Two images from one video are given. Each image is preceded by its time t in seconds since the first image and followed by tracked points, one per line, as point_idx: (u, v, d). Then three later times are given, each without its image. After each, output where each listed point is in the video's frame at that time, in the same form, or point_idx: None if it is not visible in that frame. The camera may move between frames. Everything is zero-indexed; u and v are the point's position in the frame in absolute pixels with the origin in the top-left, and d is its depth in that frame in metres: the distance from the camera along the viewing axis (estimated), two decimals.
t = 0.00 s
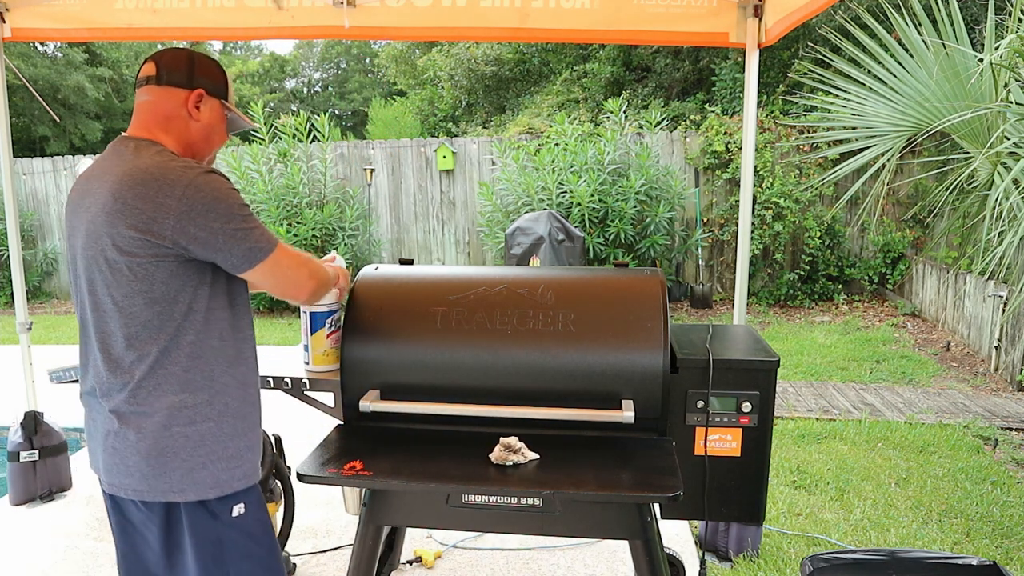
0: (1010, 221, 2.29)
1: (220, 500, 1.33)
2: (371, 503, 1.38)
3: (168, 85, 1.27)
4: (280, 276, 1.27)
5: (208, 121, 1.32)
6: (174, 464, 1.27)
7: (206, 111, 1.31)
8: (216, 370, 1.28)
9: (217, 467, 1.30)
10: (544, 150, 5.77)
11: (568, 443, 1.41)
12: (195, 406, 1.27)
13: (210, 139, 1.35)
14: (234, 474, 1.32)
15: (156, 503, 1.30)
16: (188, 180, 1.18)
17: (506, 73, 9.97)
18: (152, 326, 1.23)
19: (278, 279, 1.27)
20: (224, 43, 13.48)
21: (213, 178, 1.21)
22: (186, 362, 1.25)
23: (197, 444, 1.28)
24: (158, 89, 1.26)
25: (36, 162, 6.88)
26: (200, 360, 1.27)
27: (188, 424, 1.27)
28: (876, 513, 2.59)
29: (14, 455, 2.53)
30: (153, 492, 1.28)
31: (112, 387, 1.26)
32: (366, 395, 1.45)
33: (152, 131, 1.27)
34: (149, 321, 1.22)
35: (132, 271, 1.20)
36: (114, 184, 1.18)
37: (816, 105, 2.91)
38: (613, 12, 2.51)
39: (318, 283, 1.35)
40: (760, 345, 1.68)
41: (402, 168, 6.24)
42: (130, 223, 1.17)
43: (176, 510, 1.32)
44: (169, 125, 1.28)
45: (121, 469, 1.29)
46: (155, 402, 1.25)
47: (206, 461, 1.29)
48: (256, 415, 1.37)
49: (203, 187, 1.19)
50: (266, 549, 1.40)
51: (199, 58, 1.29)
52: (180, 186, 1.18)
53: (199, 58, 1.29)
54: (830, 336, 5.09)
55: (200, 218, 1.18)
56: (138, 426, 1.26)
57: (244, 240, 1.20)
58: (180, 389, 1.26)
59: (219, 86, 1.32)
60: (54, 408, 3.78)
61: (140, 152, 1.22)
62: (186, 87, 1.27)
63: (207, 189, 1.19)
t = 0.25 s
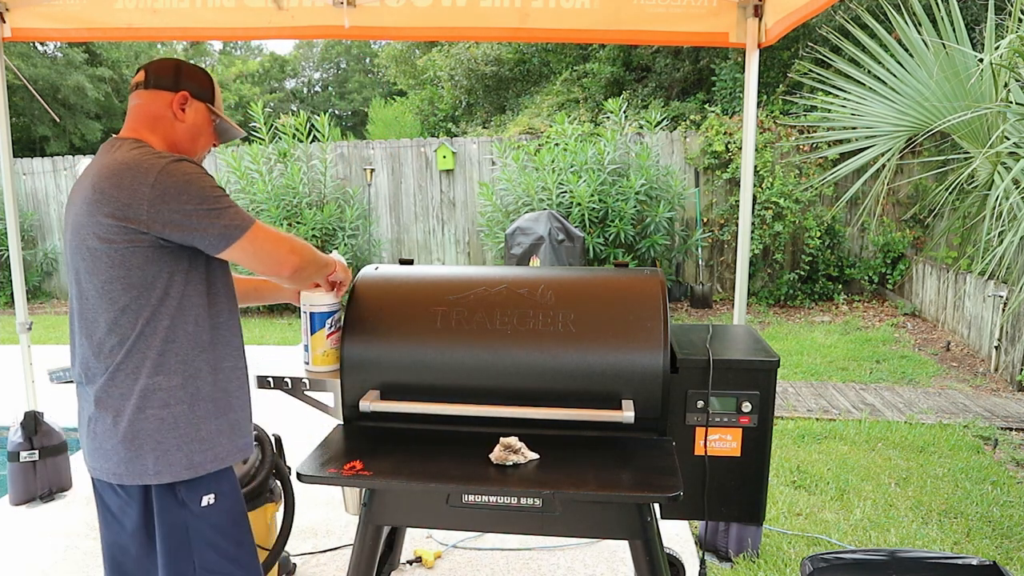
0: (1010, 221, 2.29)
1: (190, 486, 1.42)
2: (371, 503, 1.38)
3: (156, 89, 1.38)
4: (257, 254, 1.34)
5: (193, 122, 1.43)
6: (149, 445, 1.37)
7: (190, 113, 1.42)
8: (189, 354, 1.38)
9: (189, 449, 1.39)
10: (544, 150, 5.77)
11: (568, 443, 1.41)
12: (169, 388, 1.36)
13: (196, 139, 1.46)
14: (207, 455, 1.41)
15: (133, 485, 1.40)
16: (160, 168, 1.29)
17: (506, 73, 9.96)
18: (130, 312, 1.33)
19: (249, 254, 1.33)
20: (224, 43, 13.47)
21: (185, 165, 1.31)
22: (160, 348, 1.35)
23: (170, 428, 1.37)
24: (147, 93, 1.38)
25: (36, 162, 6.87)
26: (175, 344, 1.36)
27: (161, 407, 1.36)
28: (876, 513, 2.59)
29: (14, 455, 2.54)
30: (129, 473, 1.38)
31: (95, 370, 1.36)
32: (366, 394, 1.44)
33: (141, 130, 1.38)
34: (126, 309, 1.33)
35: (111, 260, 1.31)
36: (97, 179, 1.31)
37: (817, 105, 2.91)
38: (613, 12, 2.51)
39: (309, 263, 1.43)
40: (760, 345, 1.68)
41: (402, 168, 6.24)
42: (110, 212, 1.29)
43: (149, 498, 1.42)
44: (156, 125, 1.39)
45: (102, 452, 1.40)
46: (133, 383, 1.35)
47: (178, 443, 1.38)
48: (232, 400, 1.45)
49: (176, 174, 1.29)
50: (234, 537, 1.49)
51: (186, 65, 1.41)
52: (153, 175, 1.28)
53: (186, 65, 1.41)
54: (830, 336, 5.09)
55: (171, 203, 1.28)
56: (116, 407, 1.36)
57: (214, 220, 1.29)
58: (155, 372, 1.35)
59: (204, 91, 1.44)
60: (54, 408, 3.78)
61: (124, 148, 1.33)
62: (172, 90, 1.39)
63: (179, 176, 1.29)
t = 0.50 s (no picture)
0: (1010, 221, 2.29)
1: (186, 477, 1.42)
2: (371, 503, 1.38)
3: (149, 91, 1.39)
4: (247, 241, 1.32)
5: (186, 121, 1.43)
6: (145, 437, 1.36)
7: (183, 112, 1.42)
8: (183, 346, 1.38)
9: (184, 440, 1.39)
10: (544, 150, 5.77)
11: (569, 443, 1.41)
12: (163, 380, 1.36)
13: (190, 139, 1.45)
14: (203, 447, 1.40)
15: (129, 478, 1.40)
16: (148, 162, 1.29)
17: (506, 73, 9.96)
18: (124, 305, 1.33)
19: (239, 243, 1.31)
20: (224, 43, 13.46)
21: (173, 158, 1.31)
22: (154, 340, 1.35)
23: (165, 419, 1.37)
24: (140, 95, 1.39)
25: (36, 162, 6.87)
26: (168, 336, 1.36)
27: (156, 398, 1.36)
28: (876, 513, 2.59)
29: (14, 455, 2.53)
30: (125, 465, 1.38)
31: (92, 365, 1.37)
32: (366, 394, 1.44)
33: (134, 130, 1.39)
34: (120, 302, 1.33)
35: (104, 254, 1.32)
36: (90, 175, 1.32)
37: (817, 105, 2.91)
38: (613, 12, 2.51)
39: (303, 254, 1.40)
40: (760, 344, 1.68)
41: (402, 168, 6.24)
42: (101, 207, 1.30)
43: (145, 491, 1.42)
44: (149, 125, 1.39)
45: (99, 446, 1.40)
46: (127, 375, 1.35)
47: (173, 435, 1.38)
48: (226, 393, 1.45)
49: (164, 167, 1.29)
50: (231, 530, 1.49)
51: (178, 67, 1.41)
52: (141, 168, 1.29)
53: (179, 67, 1.41)
54: (830, 336, 5.09)
55: (160, 195, 1.28)
56: (111, 400, 1.36)
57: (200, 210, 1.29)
58: (149, 364, 1.35)
59: (197, 91, 1.43)
60: (54, 408, 3.78)
61: (115, 147, 1.33)
62: (164, 90, 1.39)
63: (167, 169, 1.29)
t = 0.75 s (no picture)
0: (1010, 221, 2.29)
1: (186, 474, 1.42)
2: (371, 502, 1.38)
3: (145, 91, 1.39)
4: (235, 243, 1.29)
5: (183, 121, 1.43)
6: (145, 434, 1.37)
7: (180, 112, 1.42)
8: (181, 343, 1.37)
9: (184, 438, 1.39)
10: (544, 150, 5.77)
11: (569, 443, 1.41)
12: (162, 377, 1.36)
13: (186, 138, 1.45)
14: (203, 443, 1.41)
15: (130, 475, 1.40)
16: (142, 161, 1.29)
17: (506, 73, 9.96)
18: (122, 303, 1.33)
19: (227, 246, 1.29)
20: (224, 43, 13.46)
21: (167, 156, 1.31)
22: (152, 337, 1.35)
23: (165, 416, 1.37)
24: (137, 94, 1.39)
25: (36, 162, 6.87)
26: (167, 333, 1.36)
27: (156, 395, 1.36)
28: (876, 513, 2.59)
29: (14, 455, 2.53)
30: (126, 463, 1.38)
31: (91, 364, 1.37)
32: (366, 394, 1.44)
33: (130, 130, 1.39)
34: (118, 301, 1.33)
35: (101, 253, 1.32)
36: (86, 175, 1.33)
37: (817, 105, 2.91)
38: (613, 12, 2.51)
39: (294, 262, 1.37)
40: (760, 344, 1.68)
41: (402, 168, 6.24)
42: (97, 206, 1.30)
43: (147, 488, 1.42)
44: (146, 125, 1.40)
45: (100, 443, 1.40)
46: (126, 373, 1.35)
47: (173, 431, 1.38)
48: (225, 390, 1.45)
49: (158, 166, 1.29)
50: (232, 526, 1.49)
51: (175, 67, 1.41)
52: (135, 166, 1.28)
53: (175, 67, 1.41)
54: (830, 336, 5.09)
55: (154, 193, 1.28)
56: (112, 399, 1.37)
57: (192, 208, 1.28)
58: (148, 362, 1.35)
59: (193, 90, 1.43)
60: (54, 408, 3.78)
61: (112, 146, 1.34)
62: (160, 90, 1.39)
63: (161, 167, 1.29)
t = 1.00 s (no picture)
0: (1010, 221, 2.29)
1: (182, 475, 1.42)
2: (371, 503, 1.38)
3: (145, 91, 1.39)
4: (232, 247, 1.30)
5: (182, 121, 1.43)
6: (140, 434, 1.37)
7: (179, 112, 1.42)
8: (177, 344, 1.37)
9: (179, 438, 1.39)
10: (544, 150, 5.76)
11: (569, 443, 1.41)
12: (158, 378, 1.36)
13: (186, 139, 1.45)
14: (199, 444, 1.41)
15: (125, 475, 1.40)
16: (137, 161, 1.29)
17: (506, 73, 9.96)
18: (118, 304, 1.33)
19: (221, 249, 1.29)
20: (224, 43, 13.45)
21: (162, 157, 1.31)
22: (148, 338, 1.35)
23: (161, 416, 1.37)
24: (136, 95, 1.39)
25: (36, 162, 6.87)
26: (163, 334, 1.36)
27: (151, 396, 1.36)
28: (876, 513, 2.59)
29: (14, 455, 2.53)
30: (121, 464, 1.38)
31: (87, 364, 1.38)
32: (366, 394, 1.44)
33: (129, 130, 1.39)
34: (114, 301, 1.33)
35: (97, 254, 1.32)
36: (83, 175, 1.33)
37: (817, 105, 2.91)
38: (613, 12, 2.51)
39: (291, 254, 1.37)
40: (760, 345, 1.68)
41: (402, 168, 6.24)
42: (94, 206, 1.30)
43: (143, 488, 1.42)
44: (145, 125, 1.40)
45: (96, 443, 1.40)
46: (121, 374, 1.35)
47: (168, 432, 1.38)
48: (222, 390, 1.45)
49: (153, 167, 1.29)
50: (228, 527, 1.49)
51: (174, 67, 1.41)
52: (131, 167, 1.29)
53: (175, 67, 1.41)
54: (830, 336, 5.09)
55: (149, 194, 1.28)
56: (107, 399, 1.37)
57: (187, 209, 1.28)
58: (143, 362, 1.35)
59: (192, 91, 1.43)
60: (54, 408, 3.78)
61: (111, 146, 1.34)
62: (159, 90, 1.39)
63: (156, 168, 1.29)
